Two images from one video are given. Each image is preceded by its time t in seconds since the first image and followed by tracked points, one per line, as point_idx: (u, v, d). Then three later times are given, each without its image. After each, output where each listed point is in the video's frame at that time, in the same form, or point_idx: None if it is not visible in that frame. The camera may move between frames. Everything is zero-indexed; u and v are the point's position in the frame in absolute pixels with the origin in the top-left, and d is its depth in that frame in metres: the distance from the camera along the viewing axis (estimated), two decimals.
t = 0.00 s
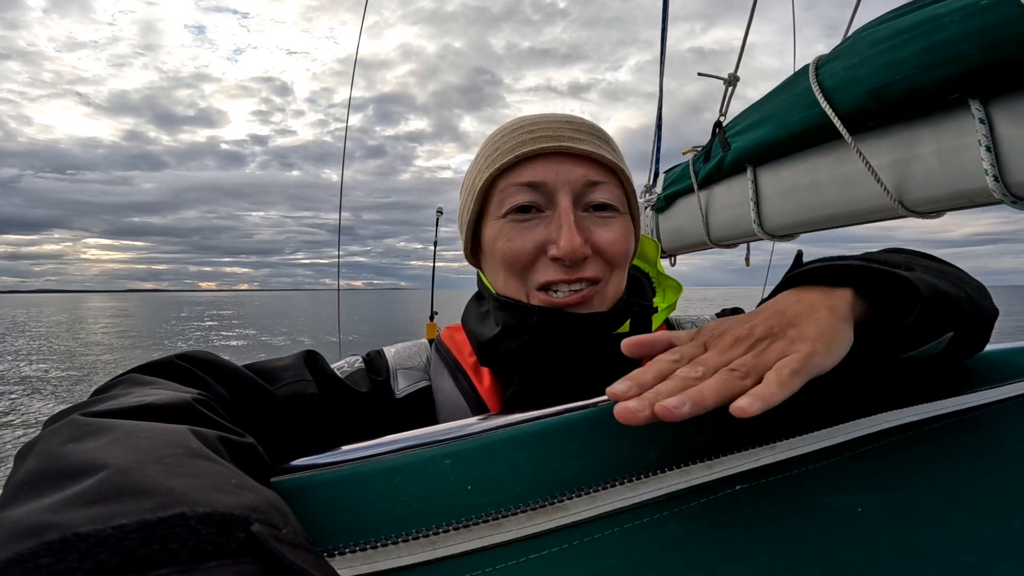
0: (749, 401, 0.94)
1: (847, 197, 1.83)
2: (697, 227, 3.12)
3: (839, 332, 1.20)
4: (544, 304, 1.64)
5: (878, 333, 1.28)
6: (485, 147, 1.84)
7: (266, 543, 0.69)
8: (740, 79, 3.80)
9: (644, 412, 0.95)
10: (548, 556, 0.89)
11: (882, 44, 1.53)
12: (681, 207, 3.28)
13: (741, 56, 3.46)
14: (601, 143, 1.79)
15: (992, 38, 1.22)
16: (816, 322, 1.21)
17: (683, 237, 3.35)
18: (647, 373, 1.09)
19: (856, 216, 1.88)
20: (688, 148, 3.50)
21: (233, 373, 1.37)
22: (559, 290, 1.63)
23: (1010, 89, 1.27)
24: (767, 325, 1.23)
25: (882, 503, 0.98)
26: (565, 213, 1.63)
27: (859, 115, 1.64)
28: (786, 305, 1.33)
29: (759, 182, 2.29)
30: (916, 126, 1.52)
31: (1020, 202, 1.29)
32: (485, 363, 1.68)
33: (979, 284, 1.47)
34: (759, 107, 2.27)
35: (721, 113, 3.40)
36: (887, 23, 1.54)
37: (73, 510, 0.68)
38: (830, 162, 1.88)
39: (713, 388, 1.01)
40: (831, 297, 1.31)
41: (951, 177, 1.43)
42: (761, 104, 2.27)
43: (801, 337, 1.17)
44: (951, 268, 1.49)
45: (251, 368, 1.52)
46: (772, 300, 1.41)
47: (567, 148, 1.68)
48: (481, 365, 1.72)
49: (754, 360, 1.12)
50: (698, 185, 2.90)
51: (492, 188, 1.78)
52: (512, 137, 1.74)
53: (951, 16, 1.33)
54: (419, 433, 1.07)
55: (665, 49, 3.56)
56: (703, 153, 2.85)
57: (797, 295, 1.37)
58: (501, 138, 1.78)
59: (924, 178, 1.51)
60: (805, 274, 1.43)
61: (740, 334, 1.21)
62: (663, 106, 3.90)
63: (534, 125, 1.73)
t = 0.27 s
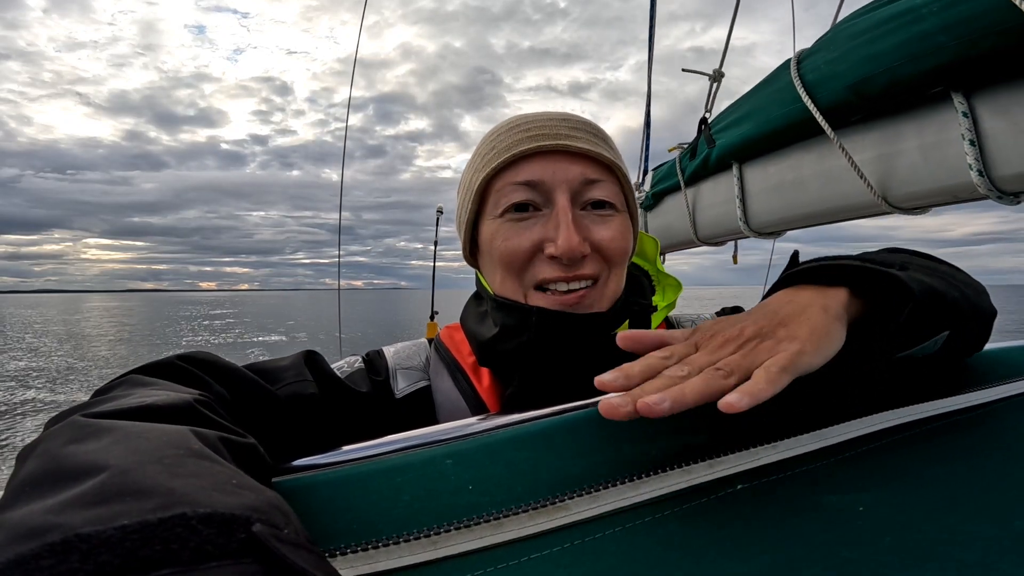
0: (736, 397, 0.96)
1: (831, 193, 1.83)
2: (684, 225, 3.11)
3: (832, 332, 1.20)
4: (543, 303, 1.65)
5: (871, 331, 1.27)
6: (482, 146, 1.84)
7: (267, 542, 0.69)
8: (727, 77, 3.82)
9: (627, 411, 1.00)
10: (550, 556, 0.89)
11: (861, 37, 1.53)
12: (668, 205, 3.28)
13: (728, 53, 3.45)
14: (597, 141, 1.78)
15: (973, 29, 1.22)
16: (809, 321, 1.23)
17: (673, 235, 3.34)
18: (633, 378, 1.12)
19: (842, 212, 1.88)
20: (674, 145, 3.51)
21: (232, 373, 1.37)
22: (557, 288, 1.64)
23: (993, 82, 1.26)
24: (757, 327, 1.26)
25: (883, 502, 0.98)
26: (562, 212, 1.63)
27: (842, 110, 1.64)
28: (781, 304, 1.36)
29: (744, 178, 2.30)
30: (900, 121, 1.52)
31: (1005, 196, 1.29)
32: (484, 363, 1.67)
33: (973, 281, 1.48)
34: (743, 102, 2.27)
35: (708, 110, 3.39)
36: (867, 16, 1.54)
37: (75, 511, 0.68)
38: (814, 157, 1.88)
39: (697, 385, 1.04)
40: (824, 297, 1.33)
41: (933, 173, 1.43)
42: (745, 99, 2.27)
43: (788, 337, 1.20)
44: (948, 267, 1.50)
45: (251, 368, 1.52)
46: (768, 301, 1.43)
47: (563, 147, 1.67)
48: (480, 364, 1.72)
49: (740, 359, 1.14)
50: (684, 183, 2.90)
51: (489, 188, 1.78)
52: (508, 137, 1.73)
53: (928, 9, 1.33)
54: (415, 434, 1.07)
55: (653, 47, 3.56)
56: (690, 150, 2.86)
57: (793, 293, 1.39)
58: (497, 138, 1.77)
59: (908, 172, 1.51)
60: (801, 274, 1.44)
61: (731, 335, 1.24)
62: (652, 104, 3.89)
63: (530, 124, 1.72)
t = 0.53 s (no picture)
0: (766, 410, 0.90)
1: (819, 188, 1.84)
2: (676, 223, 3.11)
3: (834, 321, 1.20)
4: (544, 300, 1.64)
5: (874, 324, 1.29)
6: (482, 145, 1.84)
7: (268, 543, 0.69)
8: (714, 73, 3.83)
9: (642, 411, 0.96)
10: (552, 555, 0.90)
11: (846, 31, 1.53)
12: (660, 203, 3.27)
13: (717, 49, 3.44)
14: (598, 138, 1.79)
15: (958, 21, 1.22)
16: (813, 311, 1.22)
17: (665, 232, 3.34)
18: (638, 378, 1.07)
19: (829, 208, 1.87)
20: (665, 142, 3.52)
21: (232, 373, 1.37)
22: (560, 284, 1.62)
23: (980, 75, 1.26)
24: (760, 317, 1.23)
25: (886, 502, 0.98)
26: (564, 208, 1.64)
27: (829, 105, 1.64)
28: (786, 293, 1.33)
29: (734, 175, 2.30)
30: (889, 116, 1.52)
31: (995, 191, 1.29)
32: (484, 361, 1.67)
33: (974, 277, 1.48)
34: (732, 98, 2.27)
35: (698, 107, 3.38)
36: (851, 10, 1.54)
37: (76, 512, 0.68)
38: (802, 153, 1.88)
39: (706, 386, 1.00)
40: (833, 286, 1.31)
41: (921, 168, 1.43)
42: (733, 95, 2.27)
43: (795, 327, 1.17)
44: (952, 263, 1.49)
45: (251, 368, 1.53)
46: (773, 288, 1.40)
47: (564, 143, 1.68)
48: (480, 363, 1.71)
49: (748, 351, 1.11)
50: (675, 180, 2.89)
51: (490, 185, 1.78)
52: (509, 134, 1.74)
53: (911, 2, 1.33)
54: (413, 433, 1.07)
55: (644, 44, 3.55)
56: (680, 147, 2.86)
57: (800, 280, 1.37)
58: (499, 135, 1.78)
59: (895, 167, 1.51)
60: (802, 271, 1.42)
61: (736, 328, 1.20)
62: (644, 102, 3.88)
63: (532, 121, 1.73)
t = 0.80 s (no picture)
0: (726, 509, 0.94)
1: (812, 185, 1.83)
2: (671, 220, 3.11)
3: (834, 418, 1.12)
4: (532, 296, 1.66)
5: (892, 383, 1.19)
6: (474, 143, 1.84)
7: (261, 542, 0.69)
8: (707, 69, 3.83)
9: (616, 509, 0.95)
10: (551, 553, 0.88)
11: (840, 26, 1.53)
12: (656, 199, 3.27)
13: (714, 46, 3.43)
14: (588, 135, 1.78)
15: (951, 15, 1.22)
16: (819, 400, 1.13)
17: (660, 230, 3.34)
18: (620, 453, 1.05)
19: (824, 205, 1.86)
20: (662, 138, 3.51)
21: (229, 372, 1.37)
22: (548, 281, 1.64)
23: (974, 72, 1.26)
24: (763, 401, 1.13)
25: (889, 500, 0.97)
26: (552, 204, 1.64)
27: (823, 100, 1.64)
28: (794, 367, 1.21)
29: (729, 172, 2.30)
30: (881, 113, 1.52)
31: (991, 187, 1.29)
32: (479, 359, 1.66)
33: (985, 291, 1.46)
34: (727, 94, 2.27)
35: (694, 105, 3.38)
36: (844, 5, 1.54)
37: (71, 512, 0.69)
38: (797, 149, 1.88)
39: (683, 490, 0.97)
40: (845, 366, 1.20)
41: (915, 164, 1.42)
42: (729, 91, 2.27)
43: (792, 424, 1.09)
44: (968, 285, 1.45)
45: (248, 367, 1.53)
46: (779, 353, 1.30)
47: (552, 141, 1.67)
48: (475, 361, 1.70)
49: (740, 446, 1.06)
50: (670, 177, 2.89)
51: (480, 182, 1.78)
52: (498, 132, 1.73)
53: None
54: (412, 432, 1.13)
55: (641, 42, 3.54)
56: (676, 144, 2.86)
57: (813, 353, 1.25)
58: (489, 133, 1.77)
59: (890, 164, 1.50)
60: (819, 329, 1.30)
61: (737, 409, 1.11)
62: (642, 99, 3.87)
63: (520, 119, 1.72)
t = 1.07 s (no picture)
0: (701, 508, 0.94)
1: (812, 183, 1.83)
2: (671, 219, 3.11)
3: (827, 432, 1.12)
4: (520, 295, 1.66)
5: (890, 396, 1.21)
6: (464, 146, 1.84)
7: (254, 543, 0.69)
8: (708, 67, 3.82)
9: (595, 503, 0.96)
10: (551, 552, 0.88)
11: (839, 25, 1.54)
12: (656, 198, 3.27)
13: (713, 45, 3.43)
14: (575, 135, 1.78)
15: (952, 13, 1.22)
16: (812, 413, 1.13)
17: (660, 228, 3.33)
18: (610, 455, 1.05)
19: (824, 203, 1.85)
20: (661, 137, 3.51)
21: (227, 372, 1.38)
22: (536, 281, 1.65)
23: (975, 70, 1.26)
24: (758, 411, 1.13)
25: (890, 499, 0.97)
26: (537, 204, 1.64)
27: (823, 99, 1.64)
28: (792, 377, 1.21)
29: (730, 171, 2.30)
30: (881, 111, 1.52)
31: (991, 185, 1.29)
32: (474, 359, 1.67)
33: (983, 292, 1.47)
34: (727, 93, 2.27)
35: (693, 104, 3.38)
36: (844, 4, 1.55)
37: (65, 514, 0.69)
38: (797, 148, 1.88)
39: (664, 489, 0.98)
40: (840, 379, 1.20)
41: (915, 161, 1.42)
42: (728, 90, 2.27)
43: (786, 434, 1.09)
44: (966, 287, 1.45)
45: (246, 368, 1.53)
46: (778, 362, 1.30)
47: (538, 142, 1.67)
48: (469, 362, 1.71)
49: (729, 451, 1.06)
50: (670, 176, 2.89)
51: (468, 184, 1.79)
52: (485, 134, 1.73)
53: None
54: (414, 432, 1.14)
55: (640, 41, 3.54)
56: (676, 143, 2.86)
57: (812, 363, 1.25)
58: (477, 136, 1.78)
59: (889, 162, 1.50)
60: (818, 339, 1.30)
61: (732, 418, 1.12)
62: (642, 98, 3.87)
63: (507, 121, 1.72)
